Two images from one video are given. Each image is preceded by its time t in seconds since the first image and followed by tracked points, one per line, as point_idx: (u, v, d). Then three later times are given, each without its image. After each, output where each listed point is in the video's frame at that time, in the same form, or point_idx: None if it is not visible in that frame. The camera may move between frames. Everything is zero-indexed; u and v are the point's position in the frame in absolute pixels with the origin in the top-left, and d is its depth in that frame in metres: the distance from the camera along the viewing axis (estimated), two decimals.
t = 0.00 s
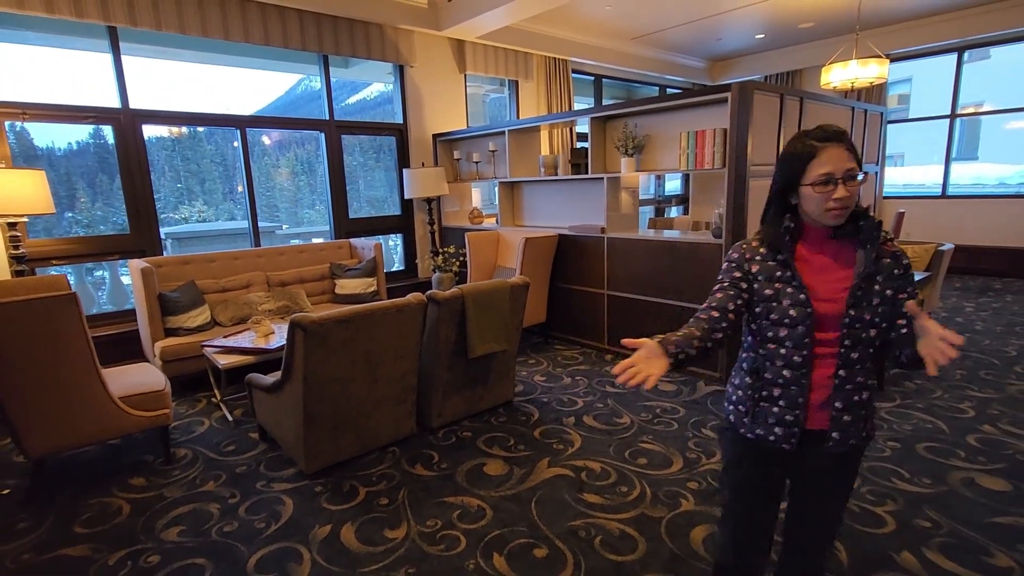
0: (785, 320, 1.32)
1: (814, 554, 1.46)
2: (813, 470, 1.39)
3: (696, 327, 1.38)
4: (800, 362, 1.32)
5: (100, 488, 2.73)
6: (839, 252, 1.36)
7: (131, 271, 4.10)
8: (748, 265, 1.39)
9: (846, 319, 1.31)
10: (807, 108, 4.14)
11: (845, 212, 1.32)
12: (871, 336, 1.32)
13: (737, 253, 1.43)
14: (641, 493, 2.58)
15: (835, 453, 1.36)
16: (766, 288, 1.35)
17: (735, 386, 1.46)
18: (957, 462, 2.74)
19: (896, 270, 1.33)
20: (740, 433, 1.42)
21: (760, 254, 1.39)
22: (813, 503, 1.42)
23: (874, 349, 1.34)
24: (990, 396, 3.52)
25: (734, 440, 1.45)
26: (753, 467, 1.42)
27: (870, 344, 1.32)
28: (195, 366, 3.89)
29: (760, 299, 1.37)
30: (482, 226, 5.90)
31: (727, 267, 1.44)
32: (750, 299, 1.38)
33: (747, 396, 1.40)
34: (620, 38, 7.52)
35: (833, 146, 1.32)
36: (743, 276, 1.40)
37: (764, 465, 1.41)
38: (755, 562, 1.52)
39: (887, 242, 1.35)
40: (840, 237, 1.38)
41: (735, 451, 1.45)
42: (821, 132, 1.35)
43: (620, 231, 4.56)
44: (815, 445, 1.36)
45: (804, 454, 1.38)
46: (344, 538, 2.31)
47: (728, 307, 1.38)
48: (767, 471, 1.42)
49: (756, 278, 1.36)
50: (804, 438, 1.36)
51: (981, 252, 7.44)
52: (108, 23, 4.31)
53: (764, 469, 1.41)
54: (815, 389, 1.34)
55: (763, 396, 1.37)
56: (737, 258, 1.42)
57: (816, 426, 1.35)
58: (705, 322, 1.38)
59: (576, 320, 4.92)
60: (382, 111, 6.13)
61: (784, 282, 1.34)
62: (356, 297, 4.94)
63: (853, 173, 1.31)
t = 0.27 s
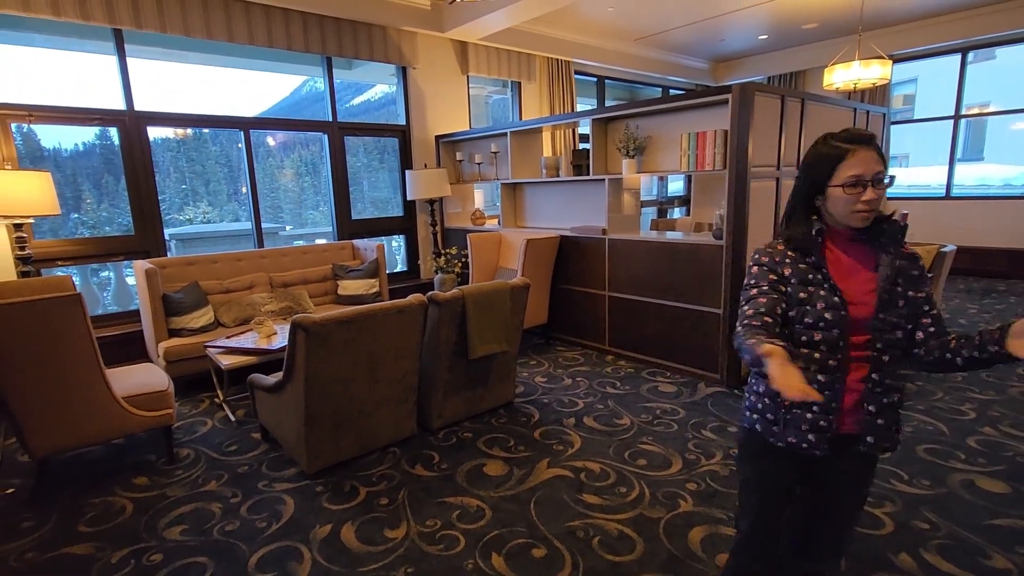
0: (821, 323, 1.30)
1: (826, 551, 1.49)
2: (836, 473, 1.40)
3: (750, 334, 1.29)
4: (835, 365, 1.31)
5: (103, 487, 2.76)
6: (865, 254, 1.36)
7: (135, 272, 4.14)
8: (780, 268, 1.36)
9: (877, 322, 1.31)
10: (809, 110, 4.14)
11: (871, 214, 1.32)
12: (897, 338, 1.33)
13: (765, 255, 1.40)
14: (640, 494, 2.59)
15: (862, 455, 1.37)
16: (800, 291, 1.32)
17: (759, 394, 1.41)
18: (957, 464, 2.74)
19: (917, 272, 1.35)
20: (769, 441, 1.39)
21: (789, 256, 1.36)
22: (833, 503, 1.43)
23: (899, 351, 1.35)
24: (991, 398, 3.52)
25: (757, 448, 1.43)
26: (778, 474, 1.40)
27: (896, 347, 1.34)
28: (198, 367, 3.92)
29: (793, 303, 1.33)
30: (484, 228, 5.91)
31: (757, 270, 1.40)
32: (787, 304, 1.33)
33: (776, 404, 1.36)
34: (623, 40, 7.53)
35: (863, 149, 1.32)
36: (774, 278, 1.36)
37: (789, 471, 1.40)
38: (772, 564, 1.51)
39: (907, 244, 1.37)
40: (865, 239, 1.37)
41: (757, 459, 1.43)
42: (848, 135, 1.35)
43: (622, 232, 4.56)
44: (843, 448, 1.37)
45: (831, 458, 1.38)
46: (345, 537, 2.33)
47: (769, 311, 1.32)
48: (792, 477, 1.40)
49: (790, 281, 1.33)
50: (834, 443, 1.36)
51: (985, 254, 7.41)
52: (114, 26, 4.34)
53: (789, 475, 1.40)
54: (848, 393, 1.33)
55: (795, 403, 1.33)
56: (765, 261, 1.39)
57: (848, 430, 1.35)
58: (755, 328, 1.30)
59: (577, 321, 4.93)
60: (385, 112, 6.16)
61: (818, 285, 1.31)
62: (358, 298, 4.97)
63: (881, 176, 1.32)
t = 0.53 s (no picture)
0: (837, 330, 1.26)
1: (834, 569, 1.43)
2: (848, 484, 1.35)
3: (802, 350, 1.14)
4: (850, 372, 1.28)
5: (102, 488, 2.78)
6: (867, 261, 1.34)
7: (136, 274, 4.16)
8: (795, 275, 1.27)
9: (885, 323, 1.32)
10: (807, 113, 4.14)
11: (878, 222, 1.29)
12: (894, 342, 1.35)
13: (774, 261, 1.29)
14: (635, 496, 2.60)
15: (870, 460, 1.34)
16: (817, 299, 1.25)
17: (770, 407, 1.34)
18: (952, 467, 2.74)
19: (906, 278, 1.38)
20: (784, 455, 1.33)
21: (801, 262, 1.28)
22: (842, 517, 1.38)
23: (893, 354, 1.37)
24: (988, 401, 3.52)
25: (767, 459, 1.38)
26: (790, 485, 1.36)
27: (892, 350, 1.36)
28: (197, 368, 3.95)
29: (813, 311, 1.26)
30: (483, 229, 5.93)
31: (770, 276, 1.29)
32: (809, 312, 1.25)
33: (791, 416, 1.30)
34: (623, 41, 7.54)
35: (875, 156, 1.26)
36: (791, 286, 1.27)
37: (796, 477, 1.34)
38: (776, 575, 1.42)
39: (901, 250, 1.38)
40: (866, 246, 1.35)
41: (771, 470, 1.38)
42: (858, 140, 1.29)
43: (620, 234, 4.56)
44: (858, 458, 1.32)
45: (846, 470, 1.33)
46: (340, 539, 2.34)
47: (798, 322, 1.22)
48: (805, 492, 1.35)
49: (808, 288, 1.26)
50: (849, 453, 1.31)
51: (986, 255, 7.39)
52: (115, 29, 4.37)
53: (801, 488, 1.35)
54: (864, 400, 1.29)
55: (813, 414, 1.28)
56: (778, 267, 1.28)
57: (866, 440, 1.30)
58: (798, 341, 1.17)
59: (576, 323, 4.94)
60: (385, 114, 6.18)
61: (832, 291, 1.26)
62: (358, 300, 4.99)
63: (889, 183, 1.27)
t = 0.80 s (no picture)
0: (833, 344, 1.25)
1: None
2: (840, 493, 1.37)
3: (816, 375, 1.12)
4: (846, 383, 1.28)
5: (86, 491, 2.77)
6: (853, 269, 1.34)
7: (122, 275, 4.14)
8: (788, 290, 1.25)
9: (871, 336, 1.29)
10: (791, 115, 4.19)
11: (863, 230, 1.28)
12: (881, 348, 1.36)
13: (764, 277, 1.27)
14: (618, 496, 2.62)
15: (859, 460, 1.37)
16: (811, 313, 1.24)
17: (766, 425, 1.33)
18: (930, 465, 2.79)
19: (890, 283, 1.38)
20: (784, 470, 1.32)
21: (792, 275, 1.26)
22: (833, 522, 1.40)
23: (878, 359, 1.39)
24: (968, 399, 3.57)
25: (766, 477, 1.36)
26: (789, 499, 1.35)
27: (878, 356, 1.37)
28: (184, 370, 3.93)
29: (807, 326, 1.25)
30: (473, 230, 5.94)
31: (762, 293, 1.26)
32: (805, 328, 1.24)
33: (789, 433, 1.29)
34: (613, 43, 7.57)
35: (859, 162, 1.25)
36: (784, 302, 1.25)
37: (797, 488, 1.33)
38: None
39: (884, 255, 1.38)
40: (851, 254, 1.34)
41: (770, 489, 1.36)
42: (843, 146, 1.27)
43: (608, 234, 4.59)
44: (850, 467, 1.34)
45: (840, 480, 1.35)
46: (324, 540, 2.35)
47: (800, 341, 1.20)
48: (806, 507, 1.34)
49: (803, 303, 1.24)
50: (844, 464, 1.33)
51: (970, 255, 7.49)
52: (99, 29, 4.34)
53: (801, 504, 1.34)
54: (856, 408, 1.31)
55: (811, 430, 1.28)
56: (770, 283, 1.26)
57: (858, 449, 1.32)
58: (807, 364, 1.15)
59: (564, 324, 4.96)
60: (374, 115, 6.17)
61: (824, 303, 1.25)
62: (346, 301, 4.99)
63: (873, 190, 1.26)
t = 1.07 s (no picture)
0: (822, 358, 1.15)
1: None
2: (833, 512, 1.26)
3: (812, 402, 1.01)
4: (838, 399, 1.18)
5: (45, 500, 2.69)
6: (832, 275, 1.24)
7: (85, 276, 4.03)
8: (773, 304, 1.13)
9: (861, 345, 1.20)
10: (760, 115, 4.26)
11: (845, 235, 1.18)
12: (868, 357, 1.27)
13: (747, 291, 1.15)
14: (589, 492, 2.64)
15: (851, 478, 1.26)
16: (799, 327, 1.13)
17: (756, 446, 1.20)
18: (892, 456, 2.86)
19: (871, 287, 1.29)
20: (779, 498, 1.19)
21: (775, 287, 1.14)
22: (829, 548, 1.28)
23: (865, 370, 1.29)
24: (929, 391, 3.67)
25: (757, 503, 1.22)
26: (787, 530, 1.21)
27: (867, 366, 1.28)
28: (151, 373, 3.85)
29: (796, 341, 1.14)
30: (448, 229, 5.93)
31: (746, 310, 1.14)
32: (794, 344, 1.12)
33: (782, 455, 1.17)
34: (588, 42, 7.60)
35: (836, 162, 1.14)
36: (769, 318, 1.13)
37: (794, 516, 1.20)
38: None
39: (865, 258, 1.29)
40: (831, 260, 1.25)
41: (763, 515, 1.22)
42: (817, 144, 1.16)
43: (581, 233, 4.61)
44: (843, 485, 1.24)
45: (833, 500, 1.24)
46: (293, 543, 2.33)
47: (790, 361, 1.09)
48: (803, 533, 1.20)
49: (789, 317, 1.13)
50: (838, 482, 1.22)
51: (934, 251, 7.71)
52: (60, 24, 4.22)
53: (797, 530, 1.21)
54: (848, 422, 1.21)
55: (805, 451, 1.17)
56: (754, 297, 1.14)
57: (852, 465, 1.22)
58: (801, 390, 1.04)
59: (539, 321, 4.98)
60: (348, 113, 6.11)
61: (812, 315, 1.14)
62: (320, 301, 4.94)
63: (854, 192, 1.16)
